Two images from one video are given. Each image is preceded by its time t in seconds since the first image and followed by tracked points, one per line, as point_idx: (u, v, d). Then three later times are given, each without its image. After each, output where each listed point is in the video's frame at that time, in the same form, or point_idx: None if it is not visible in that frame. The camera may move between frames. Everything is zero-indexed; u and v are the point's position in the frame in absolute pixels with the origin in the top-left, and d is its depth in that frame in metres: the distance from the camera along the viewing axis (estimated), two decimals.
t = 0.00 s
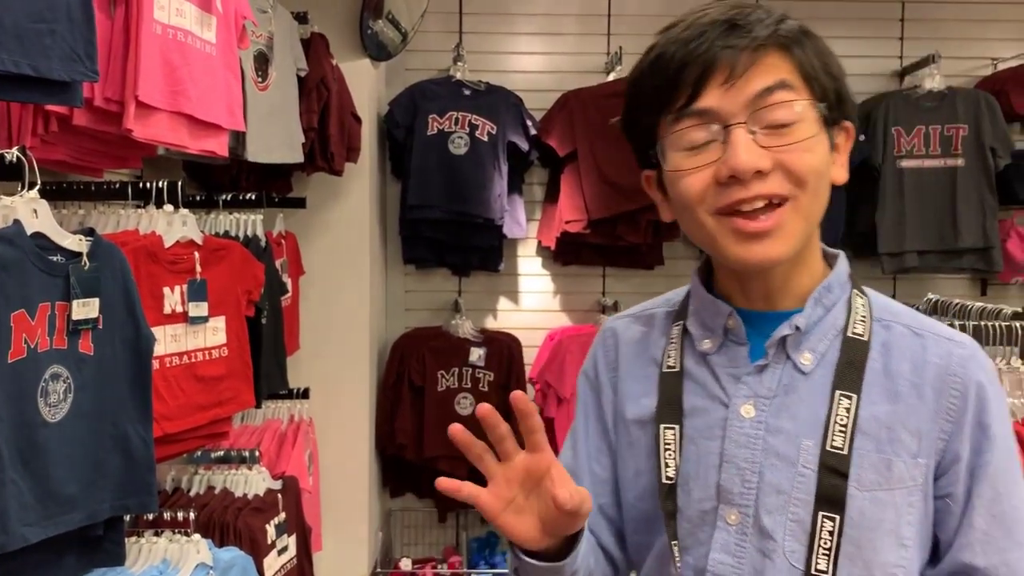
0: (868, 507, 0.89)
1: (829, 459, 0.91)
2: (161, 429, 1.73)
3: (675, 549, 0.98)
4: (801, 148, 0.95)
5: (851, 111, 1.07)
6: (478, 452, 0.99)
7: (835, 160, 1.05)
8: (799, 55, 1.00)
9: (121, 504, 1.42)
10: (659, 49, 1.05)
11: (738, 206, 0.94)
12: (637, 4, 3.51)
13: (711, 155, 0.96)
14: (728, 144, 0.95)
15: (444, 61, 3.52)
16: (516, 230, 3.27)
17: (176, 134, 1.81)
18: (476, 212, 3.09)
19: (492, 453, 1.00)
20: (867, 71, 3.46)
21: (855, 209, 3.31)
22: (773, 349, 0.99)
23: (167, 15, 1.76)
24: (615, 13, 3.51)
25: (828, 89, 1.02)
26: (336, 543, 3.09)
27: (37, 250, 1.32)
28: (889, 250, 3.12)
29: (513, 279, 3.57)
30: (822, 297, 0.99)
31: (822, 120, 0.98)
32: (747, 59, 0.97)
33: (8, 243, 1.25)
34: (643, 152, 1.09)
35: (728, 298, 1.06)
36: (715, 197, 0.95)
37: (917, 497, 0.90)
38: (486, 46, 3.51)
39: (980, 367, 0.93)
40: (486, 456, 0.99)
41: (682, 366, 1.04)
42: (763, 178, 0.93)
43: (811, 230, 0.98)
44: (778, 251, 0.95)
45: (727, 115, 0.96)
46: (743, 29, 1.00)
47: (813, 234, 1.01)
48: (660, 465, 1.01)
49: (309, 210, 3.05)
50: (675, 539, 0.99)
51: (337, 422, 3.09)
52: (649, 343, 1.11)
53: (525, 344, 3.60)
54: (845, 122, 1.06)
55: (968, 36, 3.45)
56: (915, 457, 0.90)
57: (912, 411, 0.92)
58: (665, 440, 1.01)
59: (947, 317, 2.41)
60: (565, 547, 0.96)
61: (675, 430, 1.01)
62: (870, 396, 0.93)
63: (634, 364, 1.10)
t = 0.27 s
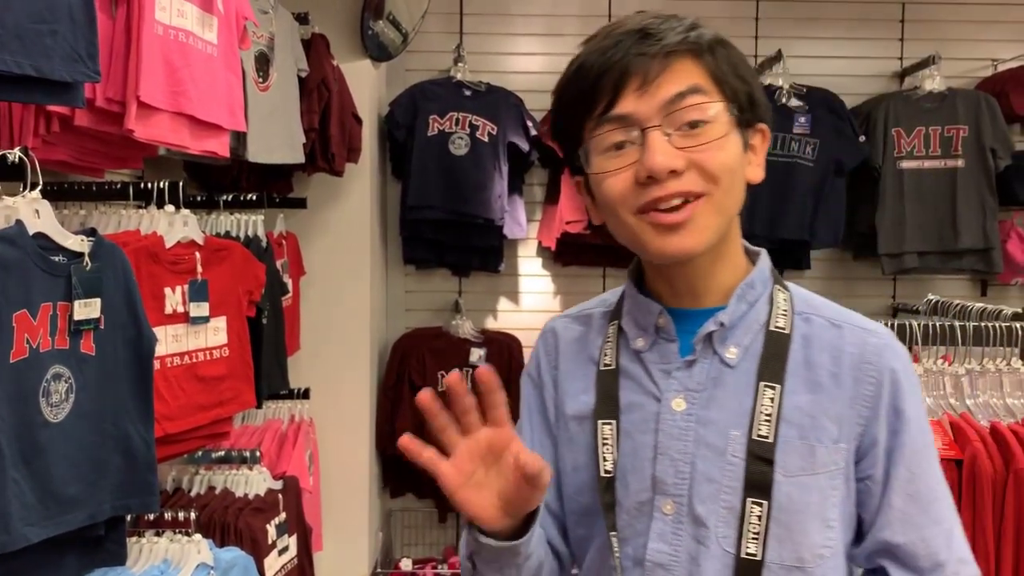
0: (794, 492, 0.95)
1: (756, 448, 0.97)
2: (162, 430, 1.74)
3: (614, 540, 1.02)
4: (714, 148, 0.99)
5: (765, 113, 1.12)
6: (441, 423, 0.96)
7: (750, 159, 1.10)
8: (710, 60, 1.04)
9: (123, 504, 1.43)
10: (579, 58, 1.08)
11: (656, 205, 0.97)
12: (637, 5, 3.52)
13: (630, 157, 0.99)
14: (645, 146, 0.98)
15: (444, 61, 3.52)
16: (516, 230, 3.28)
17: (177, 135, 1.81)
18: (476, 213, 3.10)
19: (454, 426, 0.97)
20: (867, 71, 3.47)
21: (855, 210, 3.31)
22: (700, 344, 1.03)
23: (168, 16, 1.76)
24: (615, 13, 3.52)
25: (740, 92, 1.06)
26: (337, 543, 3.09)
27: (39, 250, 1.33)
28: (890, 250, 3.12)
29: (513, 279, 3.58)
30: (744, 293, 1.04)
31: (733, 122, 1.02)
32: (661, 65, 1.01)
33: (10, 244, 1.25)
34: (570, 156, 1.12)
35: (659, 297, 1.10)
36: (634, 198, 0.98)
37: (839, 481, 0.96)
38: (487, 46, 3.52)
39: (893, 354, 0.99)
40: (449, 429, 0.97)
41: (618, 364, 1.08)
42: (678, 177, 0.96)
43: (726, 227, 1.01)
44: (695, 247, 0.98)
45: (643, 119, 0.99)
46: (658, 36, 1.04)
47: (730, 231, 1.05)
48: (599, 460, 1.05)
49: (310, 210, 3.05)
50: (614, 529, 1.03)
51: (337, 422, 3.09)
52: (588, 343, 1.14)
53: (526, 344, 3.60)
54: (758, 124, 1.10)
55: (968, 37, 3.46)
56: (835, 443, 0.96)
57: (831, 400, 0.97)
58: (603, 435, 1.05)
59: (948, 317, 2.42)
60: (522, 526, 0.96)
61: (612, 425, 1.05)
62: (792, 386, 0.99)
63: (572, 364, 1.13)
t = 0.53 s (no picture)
0: (733, 486, 0.99)
1: (695, 444, 1.01)
2: (168, 429, 1.74)
3: (570, 537, 1.06)
4: (639, 158, 1.01)
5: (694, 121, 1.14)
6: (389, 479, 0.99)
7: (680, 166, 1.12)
8: (634, 73, 1.07)
9: (130, 503, 1.43)
10: (511, 76, 1.11)
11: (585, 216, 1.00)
12: (642, 5, 3.52)
13: (559, 170, 1.02)
14: (571, 160, 1.01)
15: (450, 61, 3.52)
16: (521, 230, 3.29)
17: (185, 135, 1.82)
18: (481, 213, 3.10)
19: (397, 478, 1.00)
20: (873, 72, 3.46)
21: (860, 211, 3.31)
22: (639, 346, 1.07)
23: (177, 16, 1.77)
24: (621, 14, 3.52)
25: (665, 102, 1.08)
26: (341, 543, 3.10)
27: (47, 249, 1.33)
28: (895, 251, 3.12)
29: (517, 280, 3.58)
30: (679, 294, 1.07)
31: (659, 131, 1.05)
32: (584, 80, 1.04)
33: (18, 243, 1.26)
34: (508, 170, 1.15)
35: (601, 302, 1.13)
36: (564, 209, 1.01)
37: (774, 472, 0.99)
38: (493, 47, 3.52)
39: (821, 345, 1.02)
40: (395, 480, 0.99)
41: (568, 367, 1.12)
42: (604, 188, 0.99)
43: (655, 234, 1.04)
44: (622, 255, 1.00)
45: (569, 133, 1.02)
46: (584, 52, 1.07)
47: (660, 237, 1.07)
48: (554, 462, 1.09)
49: (316, 210, 3.05)
50: (572, 528, 1.07)
51: (341, 422, 3.10)
52: (541, 348, 1.18)
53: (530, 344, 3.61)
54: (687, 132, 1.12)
55: (974, 38, 3.45)
56: (770, 435, 1.00)
57: (762, 394, 1.01)
58: (557, 438, 1.09)
59: (954, 318, 2.41)
60: (476, 552, 1.01)
61: (565, 428, 1.09)
62: (726, 382, 1.03)
63: (527, 370, 1.18)
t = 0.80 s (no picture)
0: (732, 474, 1.00)
1: (693, 436, 1.01)
2: (179, 427, 1.75)
3: (568, 536, 1.04)
4: (621, 164, 1.02)
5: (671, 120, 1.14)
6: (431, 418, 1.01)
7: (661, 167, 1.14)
8: (613, 78, 1.06)
9: (142, 500, 1.44)
10: (490, 84, 1.10)
11: (571, 224, 1.00)
12: (652, 6, 3.52)
13: (542, 178, 1.02)
14: (554, 167, 1.01)
15: (460, 62, 3.53)
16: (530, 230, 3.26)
17: (197, 135, 1.83)
18: (490, 214, 3.11)
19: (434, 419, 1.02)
20: (883, 73, 3.46)
21: (870, 212, 3.31)
22: (632, 343, 1.07)
23: (188, 17, 1.78)
24: (630, 14, 3.52)
25: (643, 106, 1.08)
26: (349, 541, 3.11)
27: (60, 248, 1.34)
28: (905, 252, 3.11)
29: (526, 280, 3.58)
30: (667, 290, 1.08)
31: (639, 135, 1.05)
32: (562, 88, 1.03)
33: (33, 242, 1.27)
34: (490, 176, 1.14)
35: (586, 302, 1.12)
36: (550, 216, 1.01)
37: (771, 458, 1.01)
38: (502, 48, 3.52)
39: (809, 334, 1.04)
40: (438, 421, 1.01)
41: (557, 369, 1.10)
42: (588, 195, 0.99)
43: (639, 235, 1.05)
44: (608, 261, 1.01)
45: (551, 141, 1.01)
46: (562, 58, 1.06)
47: (645, 238, 1.08)
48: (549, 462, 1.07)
49: (325, 211, 3.06)
50: (569, 526, 1.05)
51: (349, 422, 3.10)
52: (528, 348, 1.16)
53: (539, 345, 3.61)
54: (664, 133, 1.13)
55: (985, 39, 3.44)
56: (765, 424, 1.01)
57: (756, 384, 1.02)
58: (551, 439, 1.07)
59: (965, 320, 2.41)
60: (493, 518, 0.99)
61: (558, 428, 1.07)
62: (719, 374, 1.04)
63: (514, 370, 1.15)
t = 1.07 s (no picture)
0: (765, 482, 1.00)
1: (727, 443, 1.01)
2: (189, 427, 1.76)
3: (591, 546, 1.04)
4: (655, 166, 1.01)
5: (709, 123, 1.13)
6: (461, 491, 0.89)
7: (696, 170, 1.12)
8: (652, 78, 1.05)
9: (152, 500, 1.45)
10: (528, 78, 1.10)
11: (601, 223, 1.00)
12: (660, 7, 3.52)
13: (575, 176, 1.02)
14: (587, 166, 1.00)
15: (467, 63, 3.53)
16: (537, 231, 3.27)
17: (206, 136, 1.84)
18: (497, 214, 3.11)
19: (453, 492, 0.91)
20: (892, 74, 3.45)
21: (878, 212, 3.30)
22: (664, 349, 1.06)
23: (198, 19, 1.79)
24: (638, 15, 3.52)
25: (683, 107, 1.07)
26: (358, 542, 3.11)
27: (72, 249, 1.35)
28: (913, 253, 3.10)
29: (533, 281, 3.59)
30: (701, 297, 1.08)
31: (674, 137, 1.04)
32: (600, 85, 1.02)
33: (45, 243, 1.28)
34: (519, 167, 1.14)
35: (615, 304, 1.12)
36: (580, 215, 1.01)
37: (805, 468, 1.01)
38: (510, 48, 3.53)
39: (844, 346, 1.06)
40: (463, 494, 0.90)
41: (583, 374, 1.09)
42: (619, 195, 0.99)
43: (671, 238, 1.04)
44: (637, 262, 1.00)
45: (585, 139, 1.01)
46: (601, 56, 1.05)
47: (677, 241, 1.07)
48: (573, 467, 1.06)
49: (333, 212, 3.07)
50: (592, 536, 1.04)
51: (357, 422, 3.11)
52: (551, 353, 1.15)
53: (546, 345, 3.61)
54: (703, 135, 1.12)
55: (994, 39, 3.43)
56: (798, 432, 1.02)
57: (791, 393, 1.03)
58: (574, 444, 1.06)
59: (974, 321, 2.40)
60: None
61: (583, 433, 1.06)
62: (753, 383, 1.04)
63: (537, 373, 1.14)
